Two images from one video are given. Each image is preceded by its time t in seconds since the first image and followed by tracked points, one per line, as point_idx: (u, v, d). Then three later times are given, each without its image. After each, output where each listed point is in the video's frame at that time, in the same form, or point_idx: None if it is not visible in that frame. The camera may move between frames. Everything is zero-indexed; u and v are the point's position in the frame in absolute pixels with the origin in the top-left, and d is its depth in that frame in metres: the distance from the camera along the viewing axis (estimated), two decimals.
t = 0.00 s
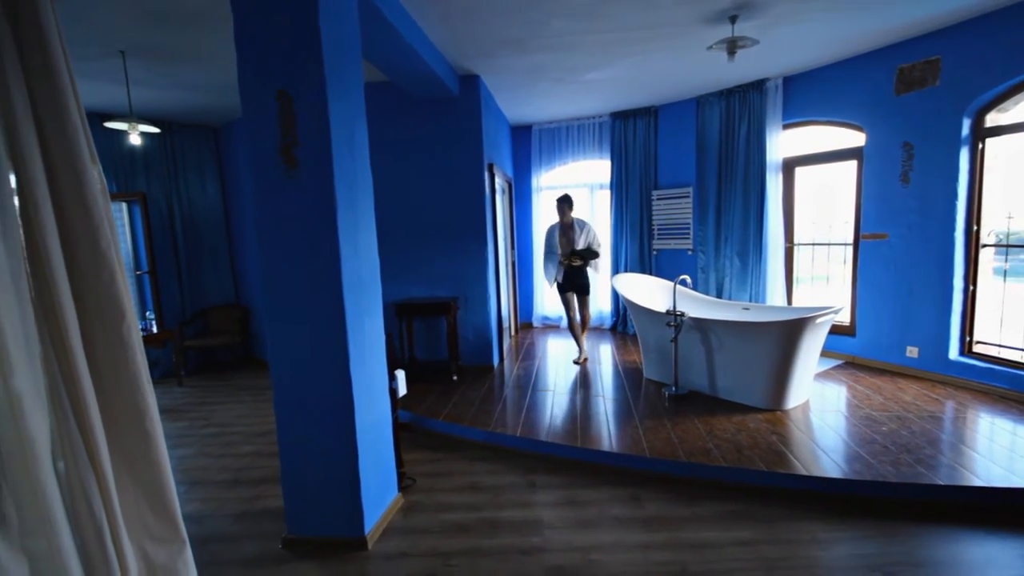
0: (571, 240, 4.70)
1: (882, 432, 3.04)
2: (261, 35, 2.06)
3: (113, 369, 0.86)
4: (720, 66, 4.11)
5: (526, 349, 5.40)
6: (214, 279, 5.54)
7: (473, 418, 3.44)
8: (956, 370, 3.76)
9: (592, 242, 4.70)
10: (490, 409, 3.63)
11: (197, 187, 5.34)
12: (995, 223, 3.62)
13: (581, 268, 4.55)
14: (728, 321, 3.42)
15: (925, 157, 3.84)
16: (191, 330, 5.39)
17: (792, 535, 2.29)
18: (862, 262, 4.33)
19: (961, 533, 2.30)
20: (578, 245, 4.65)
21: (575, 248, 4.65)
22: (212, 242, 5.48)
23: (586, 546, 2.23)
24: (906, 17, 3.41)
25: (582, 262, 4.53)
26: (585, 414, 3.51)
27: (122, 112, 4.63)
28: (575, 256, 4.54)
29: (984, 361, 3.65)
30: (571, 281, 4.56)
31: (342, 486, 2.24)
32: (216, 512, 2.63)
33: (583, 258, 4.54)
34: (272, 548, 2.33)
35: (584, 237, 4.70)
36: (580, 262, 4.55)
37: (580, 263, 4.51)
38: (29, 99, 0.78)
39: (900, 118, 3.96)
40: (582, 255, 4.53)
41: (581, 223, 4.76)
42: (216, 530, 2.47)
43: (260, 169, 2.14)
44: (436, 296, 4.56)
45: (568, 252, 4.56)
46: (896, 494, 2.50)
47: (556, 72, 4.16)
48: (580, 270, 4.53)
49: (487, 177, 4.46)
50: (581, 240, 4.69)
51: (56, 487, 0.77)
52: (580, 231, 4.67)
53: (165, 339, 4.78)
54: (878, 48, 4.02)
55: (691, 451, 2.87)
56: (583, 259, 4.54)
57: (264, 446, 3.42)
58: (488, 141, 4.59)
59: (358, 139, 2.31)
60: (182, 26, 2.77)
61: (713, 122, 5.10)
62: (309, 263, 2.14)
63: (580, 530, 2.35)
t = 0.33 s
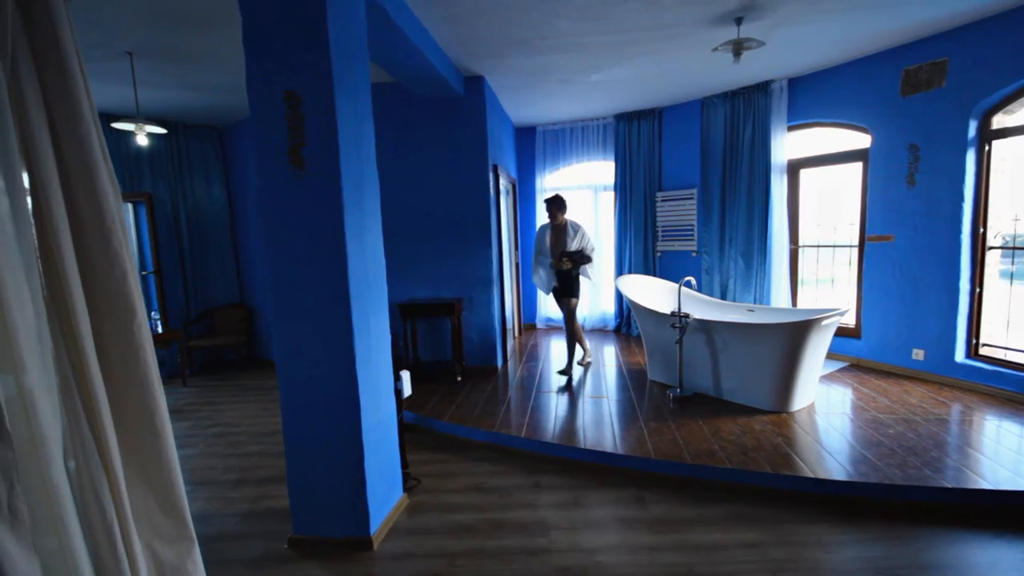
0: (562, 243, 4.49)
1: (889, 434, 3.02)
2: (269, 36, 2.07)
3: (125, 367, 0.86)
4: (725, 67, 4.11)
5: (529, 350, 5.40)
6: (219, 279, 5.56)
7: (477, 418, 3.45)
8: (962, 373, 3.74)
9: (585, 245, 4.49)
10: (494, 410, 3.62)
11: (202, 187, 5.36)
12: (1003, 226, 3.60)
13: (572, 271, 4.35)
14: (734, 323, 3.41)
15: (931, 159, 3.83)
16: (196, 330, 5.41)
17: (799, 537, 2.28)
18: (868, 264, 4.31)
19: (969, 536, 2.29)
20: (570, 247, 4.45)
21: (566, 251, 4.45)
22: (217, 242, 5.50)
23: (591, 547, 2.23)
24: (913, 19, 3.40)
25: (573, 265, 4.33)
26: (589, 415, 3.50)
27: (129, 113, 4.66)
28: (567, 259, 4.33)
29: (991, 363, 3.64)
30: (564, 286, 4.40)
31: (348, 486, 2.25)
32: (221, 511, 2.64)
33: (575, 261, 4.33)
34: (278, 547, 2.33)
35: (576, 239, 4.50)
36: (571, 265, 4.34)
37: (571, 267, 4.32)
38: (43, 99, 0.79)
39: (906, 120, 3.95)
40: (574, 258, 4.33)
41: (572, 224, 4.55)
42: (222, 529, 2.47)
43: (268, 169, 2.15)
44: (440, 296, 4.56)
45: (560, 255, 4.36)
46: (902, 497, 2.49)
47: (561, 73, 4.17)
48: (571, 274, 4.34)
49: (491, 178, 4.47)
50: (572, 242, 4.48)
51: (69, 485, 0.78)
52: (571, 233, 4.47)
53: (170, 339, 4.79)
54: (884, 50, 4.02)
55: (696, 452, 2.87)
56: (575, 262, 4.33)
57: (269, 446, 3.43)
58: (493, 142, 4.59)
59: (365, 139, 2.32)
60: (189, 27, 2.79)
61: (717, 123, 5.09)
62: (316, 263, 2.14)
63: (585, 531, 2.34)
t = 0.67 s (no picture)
0: (543, 242, 4.22)
1: (912, 439, 2.97)
2: (292, 34, 2.08)
3: (155, 361, 0.87)
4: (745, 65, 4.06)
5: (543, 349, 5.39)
6: (236, 275, 5.62)
7: (492, 417, 3.45)
8: (987, 377, 3.66)
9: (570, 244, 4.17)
10: (509, 409, 3.61)
11: (220, 184, 5.42)
12: None
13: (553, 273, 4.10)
14: (754, 324, 3.36)
15: (956, 158, 3.74)
16: (214, 325, 5.48)
17: (820, 542, 2.25)
18: (890, 265, 4.23)
19: (997, 543, 2.24)
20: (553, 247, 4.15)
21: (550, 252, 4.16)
22: (234, 239, 5.56)
23: (608, 548, 2.22)
24: (940, 15, 3.33)
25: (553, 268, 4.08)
26: (605, 415, 3.48)
27: (150, 111, 4.73)
28: (545, 261, 4.10)
29: (1018, 368, 3.55)
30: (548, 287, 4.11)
31: (366, 482, 2.26)
32: (241, 504, 2.67)
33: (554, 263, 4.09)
34: (297, 541, 2.35)
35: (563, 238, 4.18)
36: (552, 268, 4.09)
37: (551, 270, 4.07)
38: (77, 94, 0.79)
39: (931, 118, 3.86)
40: (550, 260, 4.07)
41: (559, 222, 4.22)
42: (242, 522, 2.50)
43: (290, 167, 2.16)
44: (455, 295, 4.57)
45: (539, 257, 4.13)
46: (926, 503, 2.45)
47: (576, 71, 4.15)
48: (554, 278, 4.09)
49: (507, 176, 4.46)
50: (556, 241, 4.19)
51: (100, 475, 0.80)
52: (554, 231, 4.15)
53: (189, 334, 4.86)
54: (909, 47, 3.93)
55: (714, 453, 2.84)
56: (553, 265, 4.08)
57: (287, 441, 3.46)
58: (508, 140, 4.59)
59: (385, 138, 2.32)
60: (212, 26, 2.82)
61: (736, 121, 5.03)
62: (336, 260, 2.16)
63: (603, 532, 2.33)
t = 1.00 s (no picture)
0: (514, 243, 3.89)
1: (946, 441, 2.89)
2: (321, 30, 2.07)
3: (197, 364, 0.85)
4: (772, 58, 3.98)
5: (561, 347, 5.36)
6: (257, 272, 5.66)
7: (514, 415, 3.43)
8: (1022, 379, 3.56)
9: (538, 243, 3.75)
10: (530, 407, 3.59)
11: (241, 182, 5.46)
12: None
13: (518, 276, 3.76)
14: (781, 323, 3.29)
15: (991, 153, 3.63)
16: (235, 321, 5.54)
17: (854, 547, 2.20)
18: (920, 264, 4.13)
19: None
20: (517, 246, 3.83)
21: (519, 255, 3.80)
22: (255, 236, 5.60)
23: (638, 549, 2.19)
24: (977, 6, 3.23)
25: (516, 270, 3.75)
26: (626, 415, 3.45)
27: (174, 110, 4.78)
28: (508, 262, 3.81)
29: None
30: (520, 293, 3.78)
31: (393, 479, 2.25)
32: (267, 500, 2.68)
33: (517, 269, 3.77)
34: (325, 538, 2.35)
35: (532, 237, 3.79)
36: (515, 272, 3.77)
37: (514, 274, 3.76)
38: (121, 89, 0.76)
39: (965, 112, 3.76)
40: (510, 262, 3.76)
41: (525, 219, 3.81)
42: (269, 517, 2.51)
43: (318, 164, 2.15)
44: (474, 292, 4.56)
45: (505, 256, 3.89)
46: (965, 508, 2.38)
47: (597, 67, 4.11)
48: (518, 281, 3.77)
49: (528, 173, 4.44)
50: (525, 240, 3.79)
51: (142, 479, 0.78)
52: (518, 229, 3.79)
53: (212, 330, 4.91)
54: (942, 39, 3.82)
55: (743, 455, 2.79)
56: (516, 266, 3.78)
57: (310, 437, 3.48)
58: (529, 137, 4.56)
59: (413, 134, 2.30)
60: (238, 24, 2.82)
61: (759, 116, 4.94)
62: (365, 257, 2.15)
63: (631, 533, 2.30)
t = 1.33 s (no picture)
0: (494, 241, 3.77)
1: (1016, 451, 2.73)
2: (370, 28, 2.05)
3: (262, 354, 0.91)
4: (820, 49, 3.82)
5: (595, 348, 5.29)
6: (292, 272, 5.74)
7: (554, 416, 3.39)
8: None
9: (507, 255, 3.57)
10: (569, 409, 3.54)
11: (278, 183, 5.54)
12: None
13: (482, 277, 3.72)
14: (834, 326, 3.16)
15: None
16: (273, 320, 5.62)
17: (924, 562, 2.09)
18: (979, 264, 3.93)
19: None
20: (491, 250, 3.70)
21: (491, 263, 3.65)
22: (291, 236, 5.68)
23: (693, 559, 2.12)
24: None
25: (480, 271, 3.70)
26: (668, 418, 3.37)
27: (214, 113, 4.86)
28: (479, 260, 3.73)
29: None
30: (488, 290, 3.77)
31: (440, 481, 2.23)
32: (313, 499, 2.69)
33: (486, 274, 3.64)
34: (372, 538, 2.35)
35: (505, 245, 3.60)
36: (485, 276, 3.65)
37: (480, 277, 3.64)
38: (196, 99, 0.82)
39: None
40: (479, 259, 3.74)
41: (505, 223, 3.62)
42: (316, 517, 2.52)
43: (367, 163, 2.14)
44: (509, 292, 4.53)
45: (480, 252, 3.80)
46: None
47: (637, 62, 4.01)
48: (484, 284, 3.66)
49: (563, 172, 4.38)
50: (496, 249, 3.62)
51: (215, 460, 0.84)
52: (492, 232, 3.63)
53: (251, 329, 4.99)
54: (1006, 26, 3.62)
55: (796, 462, 2.69)
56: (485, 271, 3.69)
57: (350, 436, 3.49)
58: (564, 135, 4.50)
59: (460, 132, 2.27)
60: (283, 25, 2.84)
61: (803, 111, 4.78)
62: (414, 257, 2.12)
63: (685, 542, 2.23)
